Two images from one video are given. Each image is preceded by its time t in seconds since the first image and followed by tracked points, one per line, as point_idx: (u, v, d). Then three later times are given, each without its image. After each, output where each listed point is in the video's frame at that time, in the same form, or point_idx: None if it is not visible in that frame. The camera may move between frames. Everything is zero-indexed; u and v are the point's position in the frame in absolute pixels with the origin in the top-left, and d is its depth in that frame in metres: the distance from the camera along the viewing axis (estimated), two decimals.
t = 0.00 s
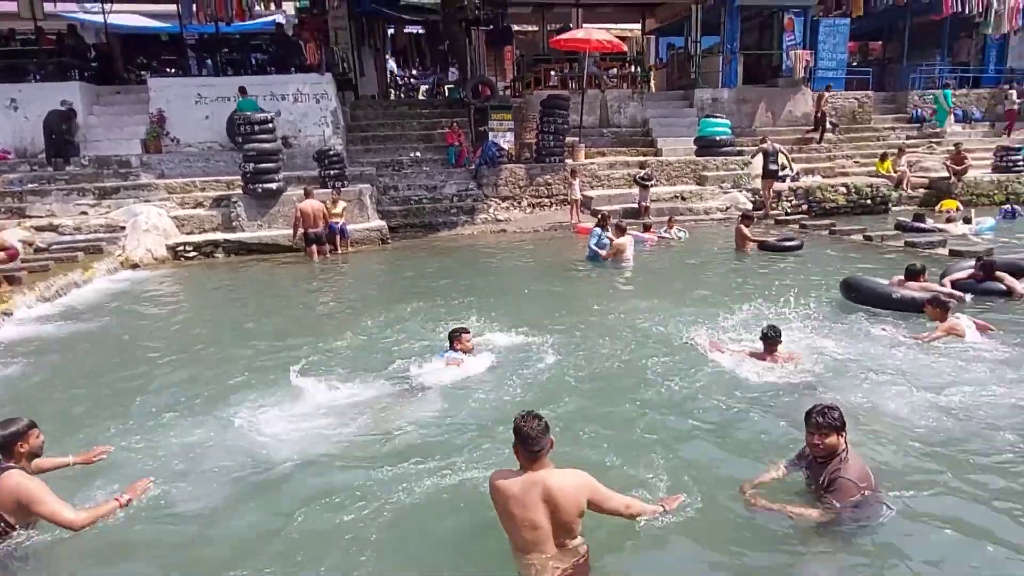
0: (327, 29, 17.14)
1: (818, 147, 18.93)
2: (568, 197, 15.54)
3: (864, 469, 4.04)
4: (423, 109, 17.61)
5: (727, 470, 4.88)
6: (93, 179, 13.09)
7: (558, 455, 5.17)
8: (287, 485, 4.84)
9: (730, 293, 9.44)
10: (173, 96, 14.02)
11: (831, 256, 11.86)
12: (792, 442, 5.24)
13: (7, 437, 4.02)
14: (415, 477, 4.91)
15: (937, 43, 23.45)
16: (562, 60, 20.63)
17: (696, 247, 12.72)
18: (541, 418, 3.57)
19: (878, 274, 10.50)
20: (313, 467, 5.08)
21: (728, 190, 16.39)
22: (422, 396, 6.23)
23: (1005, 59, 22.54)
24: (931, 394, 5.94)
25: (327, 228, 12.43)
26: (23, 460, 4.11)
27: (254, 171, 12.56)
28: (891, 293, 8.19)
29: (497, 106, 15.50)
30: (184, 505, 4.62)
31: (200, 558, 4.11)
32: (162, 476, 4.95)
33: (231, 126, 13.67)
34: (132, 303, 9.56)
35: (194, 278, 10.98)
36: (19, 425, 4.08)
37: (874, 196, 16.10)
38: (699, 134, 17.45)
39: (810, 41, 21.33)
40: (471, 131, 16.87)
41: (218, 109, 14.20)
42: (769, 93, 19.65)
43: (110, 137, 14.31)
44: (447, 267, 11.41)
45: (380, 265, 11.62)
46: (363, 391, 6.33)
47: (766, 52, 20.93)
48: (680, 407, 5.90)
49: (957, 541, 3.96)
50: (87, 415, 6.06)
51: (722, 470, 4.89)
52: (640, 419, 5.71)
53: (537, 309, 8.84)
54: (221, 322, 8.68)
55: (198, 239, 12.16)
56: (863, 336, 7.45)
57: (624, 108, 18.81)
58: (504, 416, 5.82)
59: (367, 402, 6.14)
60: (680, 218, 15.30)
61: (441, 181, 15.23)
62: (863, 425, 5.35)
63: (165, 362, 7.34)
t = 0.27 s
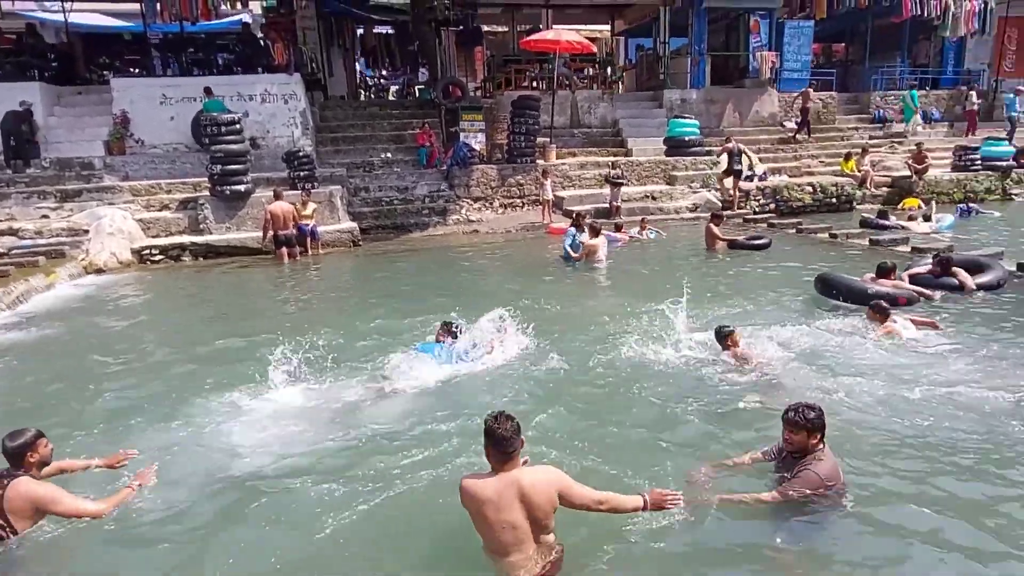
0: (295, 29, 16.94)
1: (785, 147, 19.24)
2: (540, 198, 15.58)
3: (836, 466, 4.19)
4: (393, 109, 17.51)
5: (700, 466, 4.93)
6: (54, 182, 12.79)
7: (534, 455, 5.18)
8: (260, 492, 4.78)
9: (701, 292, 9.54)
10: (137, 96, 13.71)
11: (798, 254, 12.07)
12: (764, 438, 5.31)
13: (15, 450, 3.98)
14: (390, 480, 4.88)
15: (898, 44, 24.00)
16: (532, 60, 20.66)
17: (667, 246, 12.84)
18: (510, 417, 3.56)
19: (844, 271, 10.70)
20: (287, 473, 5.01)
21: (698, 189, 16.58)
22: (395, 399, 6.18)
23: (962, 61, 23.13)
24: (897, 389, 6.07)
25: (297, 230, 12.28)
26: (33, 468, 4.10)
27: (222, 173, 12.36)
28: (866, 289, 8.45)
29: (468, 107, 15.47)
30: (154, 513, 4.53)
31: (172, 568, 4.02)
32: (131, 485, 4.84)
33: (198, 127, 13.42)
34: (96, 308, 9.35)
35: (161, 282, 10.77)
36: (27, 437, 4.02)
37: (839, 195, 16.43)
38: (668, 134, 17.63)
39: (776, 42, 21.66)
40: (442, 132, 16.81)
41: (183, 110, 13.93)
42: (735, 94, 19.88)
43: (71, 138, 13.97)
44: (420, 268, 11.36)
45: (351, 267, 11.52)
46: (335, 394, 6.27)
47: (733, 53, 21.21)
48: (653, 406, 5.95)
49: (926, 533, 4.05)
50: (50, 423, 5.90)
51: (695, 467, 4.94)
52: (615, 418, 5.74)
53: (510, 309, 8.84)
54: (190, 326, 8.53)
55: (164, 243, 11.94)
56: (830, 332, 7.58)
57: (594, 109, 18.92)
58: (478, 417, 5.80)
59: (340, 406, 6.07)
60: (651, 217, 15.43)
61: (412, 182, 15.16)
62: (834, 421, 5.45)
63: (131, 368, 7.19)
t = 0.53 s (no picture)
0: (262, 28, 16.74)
1: (751, 147, 19.55)
2: (511, 198, 15.63)
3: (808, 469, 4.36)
4: (362, 110, 17.42)
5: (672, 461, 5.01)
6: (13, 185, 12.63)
7: (508, 454, 5.21)
8: (232, 495, 4.73)
9: (671, 290, 9.67)
10: (99, 96, 13.41)
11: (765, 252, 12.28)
12: (733, 433, 5.42)
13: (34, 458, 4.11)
14: (364, 481, 4.87)
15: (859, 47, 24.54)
16: (502, 61, 20.72)
17: (638, 246, 12.97)
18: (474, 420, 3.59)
19: (809, 268, 10.93)
20: (259, 476, 4.96)
21: (667, 189, 16.77)
22: (368, 401, 6.16)
23: (920, 63, 23.70)
24: (862, 383, 6.23)
25: (266, 232, 12.15)
26: (52, 474, 4.25)
27: (188, 175, 12.16)
28: (837, 284, 8.79)
29: (438, 108, 15.45)
30: (124, 518, 4.45)
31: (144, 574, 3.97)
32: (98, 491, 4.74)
33: (163, 128, 13.19)
34: (59, 313, 9.14)
35: (126, 286, 10.57)
36: (46, 445, 4.15)
37: (805, 194, 16.80)
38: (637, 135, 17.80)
39: (742, 44, 22.00)
40: (412, 133, 16.75)
41: (148, 110, 13.67)
42: (702, 95, 20.13)
43: (31, 140, 13.63)
44: (391, 270, 11.32)
45: (322, 269, 11.44)
46: (307, 398, 6.23)
47: (699, 55, 21.49)
48: (625, 403, 6.02)
49: (891, 522, 4.18)
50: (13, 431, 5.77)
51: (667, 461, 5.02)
52: (587, 417, 5.81)
53: (483, 309, 8.86)
54: (156, 330, 8.39)
55: (129, 246, 11.72)
56: (797, 329, 7.74)
57: (564, 109, 19.00)
58: (452, 417, 5.81)
59: (313, 408, 6.04)
60: (621, 217, 15.56)
61: (383, 183, 15.10)
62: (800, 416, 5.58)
63: (96, 373, 7.05)
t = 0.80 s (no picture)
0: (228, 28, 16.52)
1: (719, 148, 19.80)
2: (482, 199, 15.64)
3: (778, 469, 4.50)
4: (332, 111, 17.30)
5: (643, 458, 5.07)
6: None
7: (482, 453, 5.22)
8: (203, 498, 4.66)
9: (642, 289, 9.77)
10: (60, 97, 13.06)
11: (734, 252, 12.47)
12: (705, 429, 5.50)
13: (55, 455, 4.25)
14: (337, 481, 4.84)
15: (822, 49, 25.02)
16: (472, 62, 20.73)
17: (609, 246, 13.07)
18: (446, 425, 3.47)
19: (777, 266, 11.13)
20: (231, 479, 4.89)
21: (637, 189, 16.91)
22: (341, 404, 6.12)
23: (881, 66, 24.41)
24: (828, 379, 6.36)
25: (234, 234, 11.98)
26: (72, 474, 4.38)
27: (153, 176, 11.94)
28: (813, 284, 9.03)
29: (408, 109, 15.39)
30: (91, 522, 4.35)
31: None
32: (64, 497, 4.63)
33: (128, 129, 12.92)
34: (21, 319, 8.92)
35: (90, 290, 10.35)
36: (69, 444, 4.29)
37: (772, 194, 17.13)
38: (607, 135, 17.94)
39: (709, 46, 22.29)
40: (382, 134, 16.66)
41: (111, 111, 13.38)
42: (671, 96, 20.36)
43: None
44: (362, 272, 11.25)
45: (292, 272, 11.32)
46: (278, 402, 6.17)
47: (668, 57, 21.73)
48: (598, 402, 6.07)
49: (859, 512, 4.27)
50: None
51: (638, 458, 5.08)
52: (561, 415, 5.84)
53: (455, 310, 8.84)
54: (123, 335, 8.24)
55: (93, 249, 11.47)
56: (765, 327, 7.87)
57: (534, 110, 19.06)
58: (425, 419, 5.80)
59: (285, 412, 5.99)
60: (592, 217, 15.64)
61: (354, 185, 15.00)
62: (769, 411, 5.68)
63: (61, 379, 6.90)
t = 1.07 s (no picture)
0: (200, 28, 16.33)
1: (693, 149, 20.02)
2: (458, 201, 15.63)
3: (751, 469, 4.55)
4: (306, 112, 17.18)
5: (621, 457, 5.11)
6: None
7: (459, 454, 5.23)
8: (179, 502, 4.60)
9: (619, 289, 9.84)
10: (27, 97, 12.66)
11: (708, 251, 12.61)
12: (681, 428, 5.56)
13: (99, 434, 4.66)
14: (313, 484, 4.81)
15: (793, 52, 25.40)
16: (447, 63, 20.71)
17: (585, 247, 13.14)
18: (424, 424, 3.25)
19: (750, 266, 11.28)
20: (208, 484, 4.83)
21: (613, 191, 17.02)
22: (318, 408, 6.07)
23: (850, 68, 24.94)
24: (801, 376, 6.47)
25: (206, 238, 11.83)
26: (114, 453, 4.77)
27: (123, 179, 11.73)
28: (793, 284, 9.11)
29: (383, 110, 15.34)
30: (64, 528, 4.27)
31: None
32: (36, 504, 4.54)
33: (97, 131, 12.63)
34: None
35: (59, 295, 10.15)
36: (111, 425, 4.72)
37: (745, 195, 17.35)
38: (583, 137, 18.03)
39: (682, 48, 22.52)
40: (357, 135, 16.58)
41: (80, 112, 13.03)
42: (645, 97, 20.52)
43: None
44: (339, 274, 11.20)
45: (267, 275, 11.21)
46: (255, 406, 6.12)
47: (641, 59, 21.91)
48: (575, 402, 6.11)
49: (832, 507, 4.35)
50: None
51: (614, 457, 5.12)
52: (539, 416, 5.87)
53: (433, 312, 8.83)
54: (94, 340, 8.11)
55: (61, 253, 11.26)
56: (739, 326, 7.98)
57: (510, 112, 19.10)
58: (402, 421, 5.79)
59: (262, 415, 5.94)
60: (569, 218, 15.72)
61: (329, 187, 14.87)
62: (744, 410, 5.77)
63: (30, 385, 6.78)
